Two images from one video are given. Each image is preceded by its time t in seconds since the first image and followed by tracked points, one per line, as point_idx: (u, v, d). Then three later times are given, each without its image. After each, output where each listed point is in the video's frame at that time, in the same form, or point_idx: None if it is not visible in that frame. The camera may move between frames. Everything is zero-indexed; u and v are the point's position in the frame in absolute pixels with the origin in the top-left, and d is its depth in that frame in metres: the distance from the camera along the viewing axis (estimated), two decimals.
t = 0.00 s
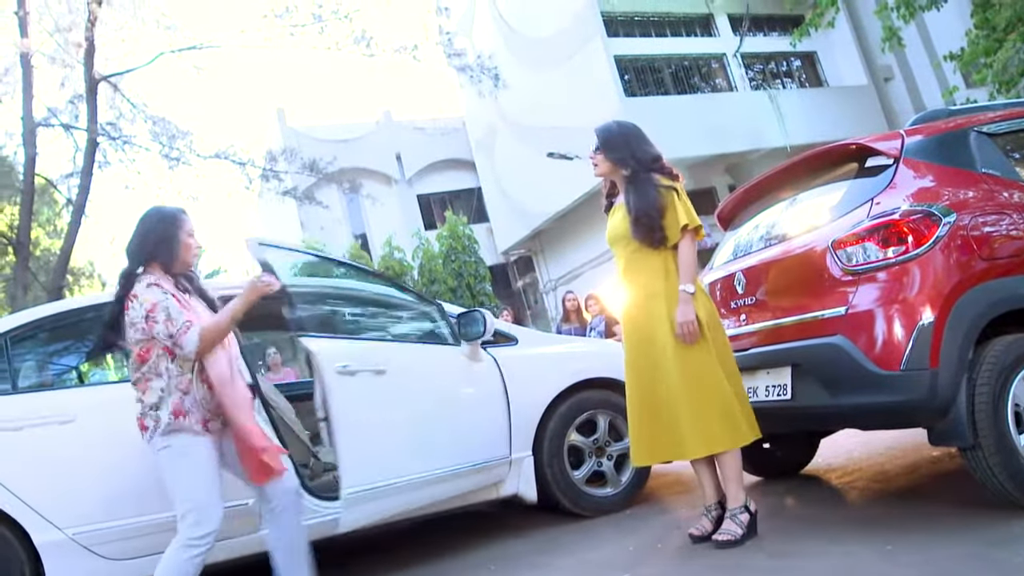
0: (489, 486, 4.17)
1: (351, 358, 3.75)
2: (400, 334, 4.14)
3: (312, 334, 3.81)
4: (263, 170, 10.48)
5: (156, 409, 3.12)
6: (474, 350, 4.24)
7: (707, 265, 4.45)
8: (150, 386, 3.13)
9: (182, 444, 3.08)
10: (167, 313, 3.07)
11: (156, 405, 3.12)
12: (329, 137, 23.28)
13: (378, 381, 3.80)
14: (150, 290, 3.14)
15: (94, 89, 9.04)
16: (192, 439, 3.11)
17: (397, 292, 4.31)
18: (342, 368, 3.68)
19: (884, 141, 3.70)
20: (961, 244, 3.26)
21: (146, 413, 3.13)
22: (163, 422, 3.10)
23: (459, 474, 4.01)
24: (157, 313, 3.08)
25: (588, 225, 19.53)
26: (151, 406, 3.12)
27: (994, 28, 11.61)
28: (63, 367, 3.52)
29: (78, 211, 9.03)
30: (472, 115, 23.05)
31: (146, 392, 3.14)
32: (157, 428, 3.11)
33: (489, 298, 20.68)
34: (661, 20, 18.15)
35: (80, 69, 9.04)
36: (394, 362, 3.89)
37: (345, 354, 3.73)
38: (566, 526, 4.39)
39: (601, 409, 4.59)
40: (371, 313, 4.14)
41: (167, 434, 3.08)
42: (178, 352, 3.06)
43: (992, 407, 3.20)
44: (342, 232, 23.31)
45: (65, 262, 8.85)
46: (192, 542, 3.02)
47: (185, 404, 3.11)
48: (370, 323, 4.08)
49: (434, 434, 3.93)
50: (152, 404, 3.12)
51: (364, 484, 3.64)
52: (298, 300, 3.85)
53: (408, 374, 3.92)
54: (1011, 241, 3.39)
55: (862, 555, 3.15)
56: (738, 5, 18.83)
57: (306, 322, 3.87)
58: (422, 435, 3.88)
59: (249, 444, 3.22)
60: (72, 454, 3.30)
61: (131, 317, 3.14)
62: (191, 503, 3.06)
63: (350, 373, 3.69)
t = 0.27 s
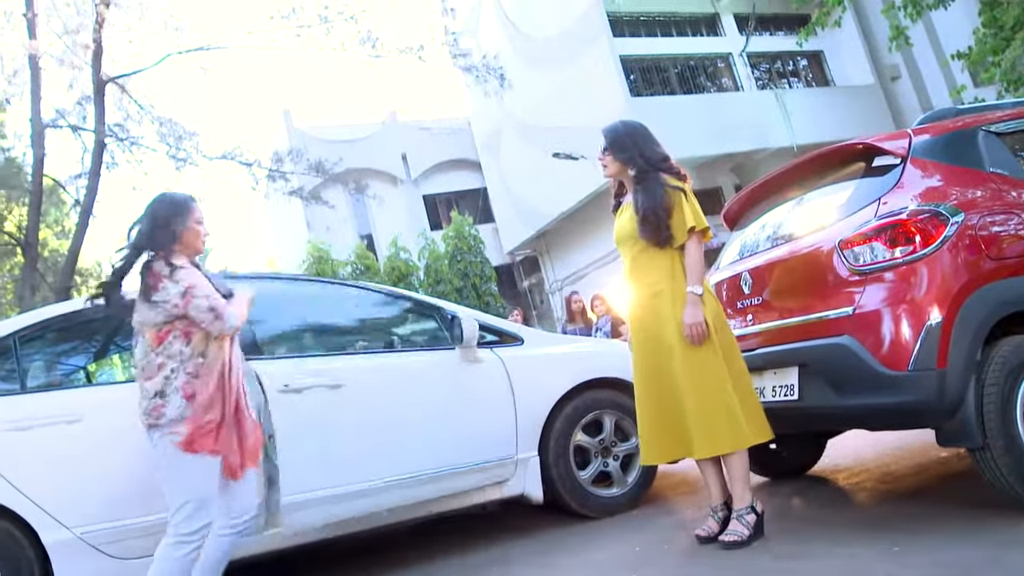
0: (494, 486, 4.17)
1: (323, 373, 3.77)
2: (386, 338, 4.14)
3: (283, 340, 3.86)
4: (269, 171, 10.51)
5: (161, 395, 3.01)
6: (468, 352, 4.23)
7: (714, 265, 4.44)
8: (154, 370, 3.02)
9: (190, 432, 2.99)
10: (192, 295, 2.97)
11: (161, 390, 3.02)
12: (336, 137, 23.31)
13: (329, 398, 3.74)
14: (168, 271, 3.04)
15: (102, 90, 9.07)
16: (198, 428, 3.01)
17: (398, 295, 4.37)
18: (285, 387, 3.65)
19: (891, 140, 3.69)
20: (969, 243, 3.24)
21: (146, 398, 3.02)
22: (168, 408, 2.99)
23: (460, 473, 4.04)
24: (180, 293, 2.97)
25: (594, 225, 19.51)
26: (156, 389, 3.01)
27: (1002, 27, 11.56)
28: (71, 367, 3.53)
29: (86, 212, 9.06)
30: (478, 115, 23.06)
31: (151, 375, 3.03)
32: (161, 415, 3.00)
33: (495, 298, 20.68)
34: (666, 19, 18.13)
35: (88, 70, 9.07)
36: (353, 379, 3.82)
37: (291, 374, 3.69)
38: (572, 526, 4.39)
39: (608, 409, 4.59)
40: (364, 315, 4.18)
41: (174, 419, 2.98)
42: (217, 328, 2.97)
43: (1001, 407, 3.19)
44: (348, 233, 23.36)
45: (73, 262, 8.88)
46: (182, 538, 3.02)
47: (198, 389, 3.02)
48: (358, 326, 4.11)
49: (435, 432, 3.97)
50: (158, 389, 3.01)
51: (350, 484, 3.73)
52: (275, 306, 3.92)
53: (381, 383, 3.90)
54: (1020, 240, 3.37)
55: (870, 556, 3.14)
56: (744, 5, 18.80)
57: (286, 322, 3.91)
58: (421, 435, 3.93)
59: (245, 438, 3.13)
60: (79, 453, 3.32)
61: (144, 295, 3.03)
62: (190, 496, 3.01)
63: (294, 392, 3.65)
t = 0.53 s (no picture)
0: (500, 487, 4.17)
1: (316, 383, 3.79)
2: (390, 343, 4.13)
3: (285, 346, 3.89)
4: (276, 172, 10.54)
5: (230, 394, 2.97)
6: (468, 356, 4.20)
7: (720, 266, 4.43)
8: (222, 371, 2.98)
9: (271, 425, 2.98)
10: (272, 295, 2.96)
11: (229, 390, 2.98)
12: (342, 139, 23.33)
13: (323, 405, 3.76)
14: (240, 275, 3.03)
15: (110, 93, 9.12)
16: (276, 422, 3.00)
17: (411, 297, 4.36)
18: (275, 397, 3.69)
19: (898, 141, 3.67)
20: (977, 244, 3.23)
21: (211, 398, 2.96)
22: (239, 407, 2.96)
23: (465, 474, 4.04)
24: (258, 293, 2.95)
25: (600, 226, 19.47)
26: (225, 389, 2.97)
27: (1011, 27, 11.53)
28: (79, 369, 3.54)
29: (94, 215, 9.09)
30: (484, 117, 23.08)
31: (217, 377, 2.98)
32: (234, 414, 2.95)
33: (501, 300, 20.69)
34: (673, 21, 18.12)
35: (96, 73, 9.11)
36: (345, 383, 3.82)
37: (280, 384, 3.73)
38: (579, 528, 4.38)
39: (614, 411, 4.57)
40: (370, 318, 4.18)
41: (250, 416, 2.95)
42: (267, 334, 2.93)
43: (1009, 409, 3.17)
44: (354, 234, 23.33)
45: (81, 264, 8.92)
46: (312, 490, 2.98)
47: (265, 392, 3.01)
48: (363, 330, 4.12)
49: (440, 433, 3.97)
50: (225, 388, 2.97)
51: (351, 483, 3.74)
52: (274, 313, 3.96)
53: (387, 386, 3.91)
54: None
55: (879, 559, 3.13)
56: (751, 6, 18.77)
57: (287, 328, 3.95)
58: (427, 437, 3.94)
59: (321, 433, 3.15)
60: (87, 454, 3.33)
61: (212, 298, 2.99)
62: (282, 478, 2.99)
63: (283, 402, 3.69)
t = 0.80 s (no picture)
0: (492, 488, 4.16)
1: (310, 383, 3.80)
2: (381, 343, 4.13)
3: (277, 347, 3.91)
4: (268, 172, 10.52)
5: (334, 375, 3.26)
6: (462, 357, 4.11)
7: (712, 267, 4.44)
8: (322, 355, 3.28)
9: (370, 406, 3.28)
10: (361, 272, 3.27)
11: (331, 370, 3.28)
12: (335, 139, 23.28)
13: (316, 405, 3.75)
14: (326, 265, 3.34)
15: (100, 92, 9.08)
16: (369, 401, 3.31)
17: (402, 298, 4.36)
18: (269, 397, 3.70)
19: (889, 143, 3.69)
20: (966, 246, 3.24)
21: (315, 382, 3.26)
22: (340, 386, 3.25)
23: (456, 474, 4.03)
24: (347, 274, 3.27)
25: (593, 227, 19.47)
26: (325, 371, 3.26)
27: (1000, 29, 11.61)
28: (69, 370, 3.52)
29: (84, 214, 9.05)
30: (477, 117, 23.08)
31: (318, 361, 3.28)
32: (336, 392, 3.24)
33: (493, 300, 20.71)
34: (665, 22, 18.16)
35: (87, 72, 9.07)
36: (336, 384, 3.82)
37: (275, 384, 3.73)
38: (570, 529, 4.39)
39: (606, 412, 4.57)
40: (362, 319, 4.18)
41: (351, 395, 3.24)
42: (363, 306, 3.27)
43: (999, 411, 3.19)
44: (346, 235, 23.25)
45: (71, 264, 8.88)
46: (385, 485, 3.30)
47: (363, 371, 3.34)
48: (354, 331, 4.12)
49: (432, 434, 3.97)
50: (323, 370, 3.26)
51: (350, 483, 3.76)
52: (265, 314, 3.99)
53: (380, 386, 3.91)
54: (1017, 243, 3.37)
55: (868, 559, 3.14)
56: (743, 7, 18.83)
57: (278, 329, 3.97)
58: (418, 438, 3.93)
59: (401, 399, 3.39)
60: (75, 455, 3.31)
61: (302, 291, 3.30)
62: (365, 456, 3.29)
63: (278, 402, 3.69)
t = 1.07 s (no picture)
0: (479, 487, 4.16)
1: (297, 383, 3.78)
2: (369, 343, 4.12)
3: (265, 347, 3.89)
4: (255, 171, 10.47)
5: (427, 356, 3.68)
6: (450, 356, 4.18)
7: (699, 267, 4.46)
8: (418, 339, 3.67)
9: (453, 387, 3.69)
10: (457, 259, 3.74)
11: (426, 352, 3.69)
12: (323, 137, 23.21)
13: (304, 405, 3.74)
14: (418, 258, 3.73)
15: (85, 89, 9.02)
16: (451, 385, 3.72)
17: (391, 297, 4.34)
18: (255, 397, 3.67)
19: (874, 144, 3.71)
20: (949, 246, 3.27)
21: (414, 363, 3.64)
22: (436, 364, 3.66)
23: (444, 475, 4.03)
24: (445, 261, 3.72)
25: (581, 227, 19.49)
26: (421, 352, 3.67)
27: (983, 32, 11.73)
28: (52, 370, 3.50)
29: (68, 213, 8.97)
30: (465, 117, 23.08)
31: (414, 345, 3.66)
32: (432, 369, 3.65)
33: (480, 300, 20.73)
34: (653, 23, 18.21)
35: (71, 69, 9.01)
36: (324, 384, 3.82)
37: (261, 384, 3.71)
38: (557, 529, 4.39)
39: (593, 411, 4.58)
40: (350, 318, 4.16)
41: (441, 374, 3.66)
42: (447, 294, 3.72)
43: (981, 410, 3.22)
44: (333, 234, 23.16)
45: (55, 263, 8.81)
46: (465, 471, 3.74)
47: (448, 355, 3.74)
48: (342, 330, 4.11)
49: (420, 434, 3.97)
50: (420, 351, 3.67)
51: (334, 484, 3.74)
52: (252, 314, 3.97)
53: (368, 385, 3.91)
54: (1000, 244, 3.40)
55: (853, 556, 3.16)
56: (730, 8, 18.90)
57: (266, 328, 3.95)
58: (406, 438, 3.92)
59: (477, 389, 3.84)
60: (59, 455, 3.28)
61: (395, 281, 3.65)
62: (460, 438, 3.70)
63: (265, 401, 3.67)
